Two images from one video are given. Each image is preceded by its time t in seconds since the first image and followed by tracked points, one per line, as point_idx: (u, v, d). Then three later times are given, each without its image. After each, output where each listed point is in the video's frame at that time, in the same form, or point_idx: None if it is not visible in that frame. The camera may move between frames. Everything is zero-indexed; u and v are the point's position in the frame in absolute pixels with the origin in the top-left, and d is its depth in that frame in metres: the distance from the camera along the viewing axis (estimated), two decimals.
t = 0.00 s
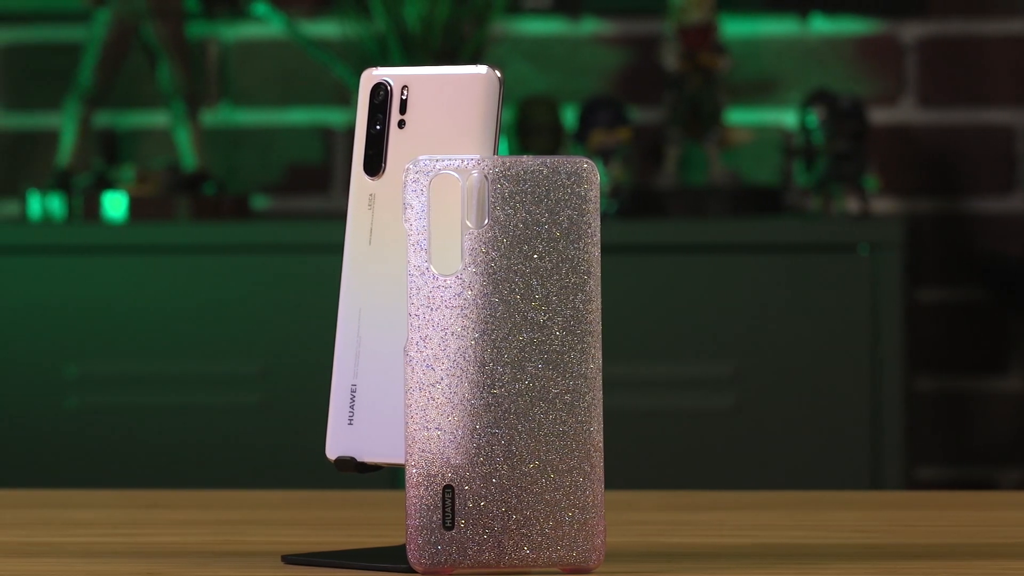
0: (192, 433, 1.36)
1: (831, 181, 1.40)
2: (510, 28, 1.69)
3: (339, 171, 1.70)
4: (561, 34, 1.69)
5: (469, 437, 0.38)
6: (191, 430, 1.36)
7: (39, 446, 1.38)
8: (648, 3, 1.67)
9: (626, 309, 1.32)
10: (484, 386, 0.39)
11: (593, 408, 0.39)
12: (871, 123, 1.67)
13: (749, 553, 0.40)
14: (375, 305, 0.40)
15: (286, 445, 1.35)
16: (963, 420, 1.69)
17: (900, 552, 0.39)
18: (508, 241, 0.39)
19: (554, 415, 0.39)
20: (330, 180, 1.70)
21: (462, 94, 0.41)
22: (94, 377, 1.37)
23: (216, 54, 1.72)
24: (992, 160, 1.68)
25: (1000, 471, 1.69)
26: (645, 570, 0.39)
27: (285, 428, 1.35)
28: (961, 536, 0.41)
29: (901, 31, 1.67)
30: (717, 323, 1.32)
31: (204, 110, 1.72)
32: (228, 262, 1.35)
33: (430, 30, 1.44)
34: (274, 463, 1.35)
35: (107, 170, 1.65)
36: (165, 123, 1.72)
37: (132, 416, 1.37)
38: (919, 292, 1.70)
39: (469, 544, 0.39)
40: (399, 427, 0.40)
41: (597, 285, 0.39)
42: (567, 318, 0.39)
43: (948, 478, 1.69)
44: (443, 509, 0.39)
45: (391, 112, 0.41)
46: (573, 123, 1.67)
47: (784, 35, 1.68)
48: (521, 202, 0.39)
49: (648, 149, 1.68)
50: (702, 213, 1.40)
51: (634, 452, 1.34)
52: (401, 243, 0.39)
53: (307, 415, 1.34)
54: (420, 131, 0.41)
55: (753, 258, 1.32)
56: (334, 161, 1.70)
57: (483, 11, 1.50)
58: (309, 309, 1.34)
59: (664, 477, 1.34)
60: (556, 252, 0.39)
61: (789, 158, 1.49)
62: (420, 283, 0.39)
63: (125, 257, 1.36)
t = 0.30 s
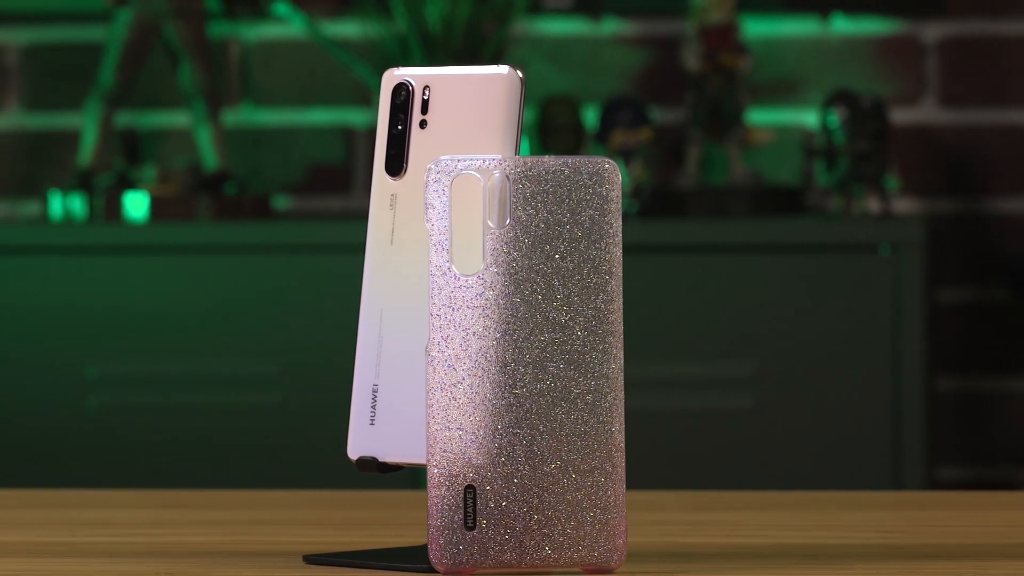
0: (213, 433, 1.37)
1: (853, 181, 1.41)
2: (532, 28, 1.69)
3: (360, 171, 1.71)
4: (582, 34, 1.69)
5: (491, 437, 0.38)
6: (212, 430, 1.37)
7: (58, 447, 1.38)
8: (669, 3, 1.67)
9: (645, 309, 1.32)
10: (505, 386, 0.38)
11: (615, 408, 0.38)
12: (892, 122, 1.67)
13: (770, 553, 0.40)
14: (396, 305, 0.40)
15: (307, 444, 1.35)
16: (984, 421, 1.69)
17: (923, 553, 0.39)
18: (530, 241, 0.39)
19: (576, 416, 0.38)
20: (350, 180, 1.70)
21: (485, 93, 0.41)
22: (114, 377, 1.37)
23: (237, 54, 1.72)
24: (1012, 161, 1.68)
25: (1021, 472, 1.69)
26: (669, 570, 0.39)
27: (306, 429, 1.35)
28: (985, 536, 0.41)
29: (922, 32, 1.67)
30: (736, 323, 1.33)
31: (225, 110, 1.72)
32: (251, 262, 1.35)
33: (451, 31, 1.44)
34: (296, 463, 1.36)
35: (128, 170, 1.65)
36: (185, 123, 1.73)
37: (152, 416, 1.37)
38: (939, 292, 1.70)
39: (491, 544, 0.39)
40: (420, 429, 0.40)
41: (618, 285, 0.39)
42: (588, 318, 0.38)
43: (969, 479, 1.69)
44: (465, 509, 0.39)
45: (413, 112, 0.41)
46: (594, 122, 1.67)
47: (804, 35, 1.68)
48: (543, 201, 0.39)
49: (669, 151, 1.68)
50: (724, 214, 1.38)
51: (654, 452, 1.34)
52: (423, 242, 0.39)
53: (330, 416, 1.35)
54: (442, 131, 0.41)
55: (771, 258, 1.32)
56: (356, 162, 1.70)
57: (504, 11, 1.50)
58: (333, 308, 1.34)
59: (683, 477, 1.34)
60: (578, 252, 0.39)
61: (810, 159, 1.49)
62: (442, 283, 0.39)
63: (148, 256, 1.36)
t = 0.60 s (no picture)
0: (232, 433, 1.37)
1: (872, 180, 1.40)
2: (552, 28, 1.69)
3: (380, 172, 1.71)
4: (602, 34, 1.69)
5: (511, 437, 0.38)
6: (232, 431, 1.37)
7: (79, 447, 1.38)
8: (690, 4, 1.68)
9: (664, 309, 1.32)
10: (525, 386, 0.38)
11: (635, 408, 0.38)
12: (912, 123, 1.67)
13: (789, 554, 0.39)
14: (417, 306, 0.40)
15: (327, 444, 1.35)
16: (1005, 421, 1.69)
17: (944, 553, 0.39)
18: (550, 241, 0.38)
19: (596, 416, 0.38)
20: (371, 179, 1.71)
21: (505, 93, 0.41)
22: (133, 377, 1.37)
23: (258, 54, 1.72)
24: None
25: None
26: (693, 569, 0.39)
27: (326, 429, 1.35)
28: (1005, 537, 0.41)
29: (942, 32, 1.68)
30: (754, 323, 1.33)
31: (246, 110, 1.72)
32: (275, 262, 1.35)
33: (471, 31, 1.44)
34: (316, 463, 1.36)
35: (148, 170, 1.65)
36: (207, 123, 1.72)
37: (171, 416, 1.37)
38: (959, 292, 1.70)
39: (511, 544, 0.38)
40: (441, 429, 0.40)
41: (639, 285, 0.39)
42: (609, 318, 0.38)
43: (989, 480, 1.69)
44: (485, 509, 0.38)
45: (433, 112, 0.42)
46: (614, 123, 1.67)
47: (824, 36, 1.68)
48: (563, 201, 0.39)
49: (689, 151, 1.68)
50: (745, 214, 1.38)
51: (672, 453, 1.34)
52: (443, 243, 0.39)
53: (350, 416, 1.35)
54: (462, 132, 0.41)
55: (789, 259, 1.32)
56: (376, 163, 1.71)
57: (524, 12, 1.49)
58: (355, 307, 1.34)
59: (702, 477, 1.34)
60: (598, 252, 0.38)
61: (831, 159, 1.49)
62: (462, 283, 0.38)
63: (170, 257, 1.36)
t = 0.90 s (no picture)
0: (249, 433, 1.37)
1: (890, 180, 1.41)
2: (570, 28, 1.69)
3: (397, 172, 1.71)
4: (620, 34, 1.70)
5: (530, 437, 0.38)
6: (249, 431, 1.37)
7: (96, 447, 1.38)
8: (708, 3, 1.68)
9: (681, 309, 1.32)
10: (544, 386, 0.38)
11: (653, 408, 0.38)
12: (930, 123, 1.68)
13: (800, 553, 0.40)
14: (436, 305, 0.40)
15: (344, 444, 1.36)
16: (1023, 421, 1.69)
17: (958, 553, 0.39)
18: (568, 241, 0.38)
19: (614, 416, 0.38)
20: (389, 180, 1.71)
21: (522, 91, 0.41)
22: (150, 378, 1.37)
23: (275, 54, 1.72)
24: None
25: None
26: (710, 570, 0.39)
27: (344, 429, 1.35)
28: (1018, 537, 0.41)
29: (960, 32, 1.68)
30: (771, 323, 1.33)
31: (263, 110, 1.72)
32: (294, 262, 1.34)
33: (488, 31, 1.44)
34: (333, 463, 1.36)
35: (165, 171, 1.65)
36: (224, 123, 1.73)
37: (188, 416, 1.37)
38: (977, 293, 1.70)
39: (530, 544, 0.38)
40: (458, 427, 0.40)
41: (657, 285, 0.38)
42: (627, 318, 0.38)
43: (1006, 480, 1.70)
44: (503, 510, 0.38)
45: (452, 111, 0.42)
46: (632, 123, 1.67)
47: (842, 35, 1.68)
48: (582, 201, 0.38)
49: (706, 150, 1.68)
50: (762, 214, 1.39)
51: (688, 453, 1.34)
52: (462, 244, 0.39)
53: (369, 416, 1.35)
54: (481, 131, 0.41)
55: (804, 259, 1.32)
56: (394, 163, 1.71)
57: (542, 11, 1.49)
58: (374, 307, 1.34)
59: (718, 477, 1.34)
60: (617, 252, 0.38)
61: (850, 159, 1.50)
62: (481, 283, 0.38)
63: (188, 257, 1.36)
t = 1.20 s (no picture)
0: (265, 432, 1.37)
1: (908, 181, 1.40)
2: (588, 27, 1.69)
3: (413, 172, 1.71)
4: (637, 34, 1.70)
5: (548, 437, 0.37)
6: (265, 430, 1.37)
7: (113, 446, 1.38)
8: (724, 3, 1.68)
9: (696, 308, 1.32)
10: (562, 386, 0.37)
11: (671, 408, 0.37)
12: (947, 123, 1.68)
13: (821, 553, 0.40)
14: (454, 305, 0.40)
15: (360, 443, 1.36)
16: None
17: (976, 553, 0.39)
18: (587, 240, 0.37)
19: (631, 416, 0.37)
20: (405, 179, 1.71)
21: (541, 92, 0.41)
22: (167, 377, 1.37)
23: (293, 54, 1.73)
24: None
25: None
26: (727, 569, 0.39)
27: (360, 428, 1.36)
28: None
29: (977, 31, 1.68)
30: (786, 323, 1.33)
31: (281, 109, 1.72)
32: (312, 262, 1.35)
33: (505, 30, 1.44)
34: (349, 462, 1.36)
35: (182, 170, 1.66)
36: (241, 122, 1.73)
37: (204, 415, 1.37)
38: (994, 292, 1.69)
39: (548, 543, 0.38)
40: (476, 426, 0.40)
41: (675, 285, 0.38)
42: (645, 318, 0.37)
43: None
44: (521, 509, 0.38)
45: (470, 111, 0.42)
46: (650, 122, 1.67)
47: (860, 35, 1.68)
48: (599, 201, 0.38)
49: (724, 150, 1.68)
50: (781, 213, 1.39)
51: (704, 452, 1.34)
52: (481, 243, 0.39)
53: (386, 416, 1.35)
54: (500, 133, 0.41)
55: (818, 258, 1.32)
56: (410, 162, 1.71)
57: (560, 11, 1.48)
58: (393, 307, 1.34)
59: (733, 476, 1.34)
60: (635, 251, 0.37)
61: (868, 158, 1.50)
62: (498, 283, 0.38)
63: (205, 256, 1.36)
